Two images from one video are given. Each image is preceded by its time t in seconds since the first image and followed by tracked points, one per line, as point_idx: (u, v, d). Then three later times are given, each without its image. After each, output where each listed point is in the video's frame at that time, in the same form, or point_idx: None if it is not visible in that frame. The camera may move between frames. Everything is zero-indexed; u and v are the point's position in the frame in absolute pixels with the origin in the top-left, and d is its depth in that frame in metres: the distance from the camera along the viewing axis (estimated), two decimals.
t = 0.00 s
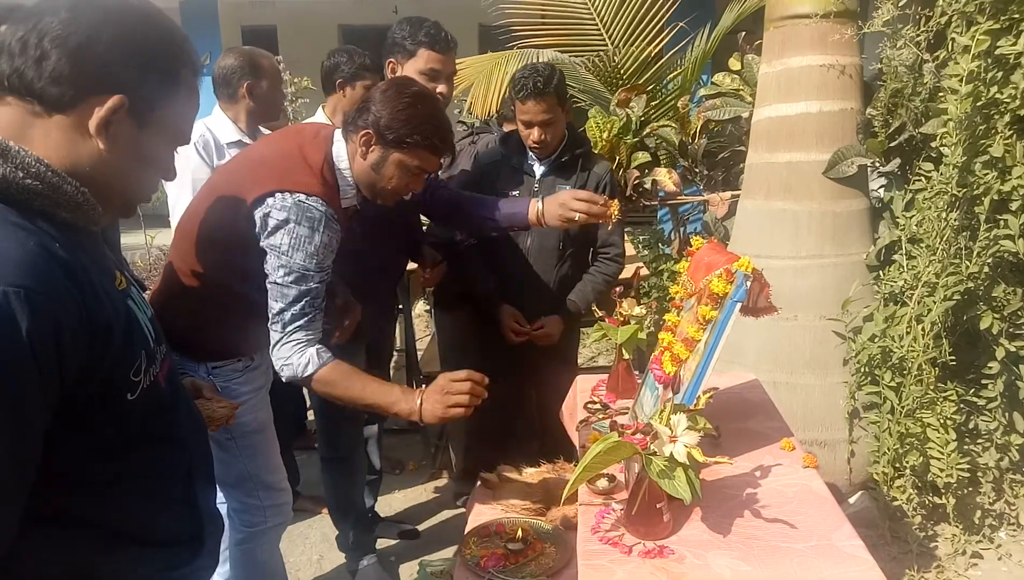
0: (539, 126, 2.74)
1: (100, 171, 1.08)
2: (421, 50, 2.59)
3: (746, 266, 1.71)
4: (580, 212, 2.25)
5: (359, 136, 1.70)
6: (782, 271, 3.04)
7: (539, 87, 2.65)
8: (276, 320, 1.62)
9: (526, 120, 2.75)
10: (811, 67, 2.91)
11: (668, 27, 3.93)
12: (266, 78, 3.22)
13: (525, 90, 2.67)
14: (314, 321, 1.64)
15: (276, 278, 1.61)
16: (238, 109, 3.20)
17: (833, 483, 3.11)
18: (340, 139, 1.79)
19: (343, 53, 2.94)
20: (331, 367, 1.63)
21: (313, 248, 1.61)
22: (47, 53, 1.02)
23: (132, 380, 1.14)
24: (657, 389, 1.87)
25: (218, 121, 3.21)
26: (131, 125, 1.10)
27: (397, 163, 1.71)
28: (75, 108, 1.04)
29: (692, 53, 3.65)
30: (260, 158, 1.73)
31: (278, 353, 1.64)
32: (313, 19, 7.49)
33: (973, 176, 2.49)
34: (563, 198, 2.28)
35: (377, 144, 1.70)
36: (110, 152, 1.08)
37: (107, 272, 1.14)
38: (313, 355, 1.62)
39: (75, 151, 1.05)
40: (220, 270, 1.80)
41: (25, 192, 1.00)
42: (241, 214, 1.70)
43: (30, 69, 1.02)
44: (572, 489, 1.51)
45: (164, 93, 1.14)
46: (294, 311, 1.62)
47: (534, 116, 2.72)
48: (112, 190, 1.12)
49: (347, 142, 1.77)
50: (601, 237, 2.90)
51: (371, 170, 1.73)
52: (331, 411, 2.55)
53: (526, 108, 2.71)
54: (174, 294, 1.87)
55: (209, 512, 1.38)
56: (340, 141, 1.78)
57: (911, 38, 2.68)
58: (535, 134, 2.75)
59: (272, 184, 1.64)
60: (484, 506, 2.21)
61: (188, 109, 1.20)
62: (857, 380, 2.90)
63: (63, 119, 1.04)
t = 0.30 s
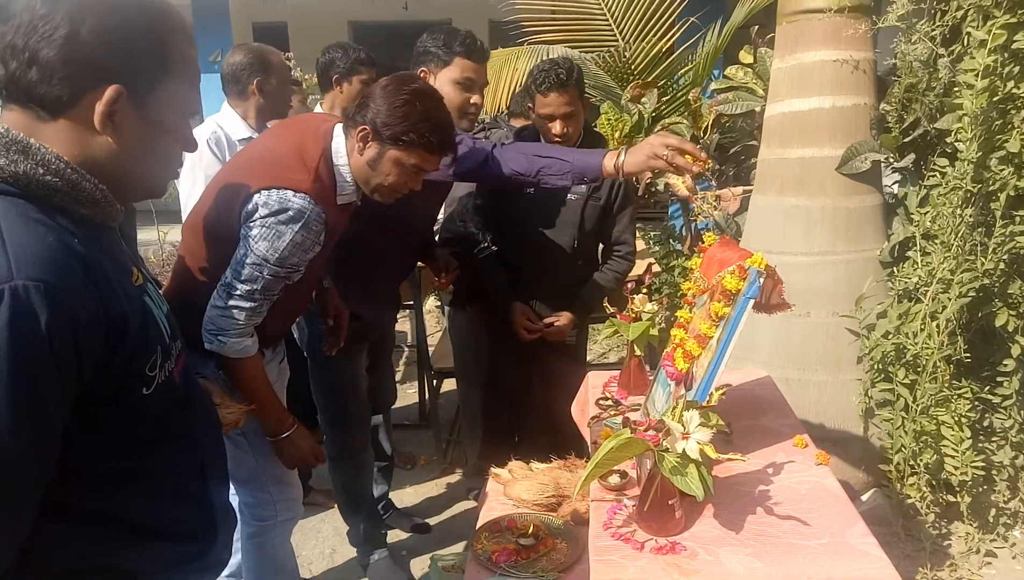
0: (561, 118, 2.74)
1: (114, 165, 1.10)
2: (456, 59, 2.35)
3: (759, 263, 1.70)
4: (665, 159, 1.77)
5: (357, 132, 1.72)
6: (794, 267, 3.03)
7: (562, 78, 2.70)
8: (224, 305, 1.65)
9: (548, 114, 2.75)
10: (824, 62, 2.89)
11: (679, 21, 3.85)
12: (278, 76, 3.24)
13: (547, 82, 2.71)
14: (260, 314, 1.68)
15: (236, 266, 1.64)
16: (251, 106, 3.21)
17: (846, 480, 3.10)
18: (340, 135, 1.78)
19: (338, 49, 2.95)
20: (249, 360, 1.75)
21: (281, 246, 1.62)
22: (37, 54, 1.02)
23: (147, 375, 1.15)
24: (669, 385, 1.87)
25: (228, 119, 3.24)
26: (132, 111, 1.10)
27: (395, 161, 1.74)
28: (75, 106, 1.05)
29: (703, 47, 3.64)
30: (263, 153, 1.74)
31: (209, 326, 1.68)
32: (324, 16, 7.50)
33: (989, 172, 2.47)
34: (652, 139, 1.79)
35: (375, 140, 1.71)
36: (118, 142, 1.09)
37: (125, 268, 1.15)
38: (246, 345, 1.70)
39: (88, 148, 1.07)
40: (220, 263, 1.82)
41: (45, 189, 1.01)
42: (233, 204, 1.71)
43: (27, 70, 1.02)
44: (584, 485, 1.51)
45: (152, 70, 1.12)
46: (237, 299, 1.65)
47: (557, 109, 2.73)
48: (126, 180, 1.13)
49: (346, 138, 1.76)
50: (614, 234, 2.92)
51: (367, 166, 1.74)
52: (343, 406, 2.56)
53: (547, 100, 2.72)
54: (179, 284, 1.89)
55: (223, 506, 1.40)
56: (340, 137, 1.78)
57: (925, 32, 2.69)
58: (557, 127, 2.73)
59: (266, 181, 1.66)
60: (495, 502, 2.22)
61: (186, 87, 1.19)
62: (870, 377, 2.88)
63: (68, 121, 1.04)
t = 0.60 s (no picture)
0: (557, 111, 2.72)
1: (113, 152, 1.09)
2: (469, 56, 2.32)
3: (763, 259, 1.73)
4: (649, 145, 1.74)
5: (318, 100, 1.74)
6: (797, 265, 3.02)
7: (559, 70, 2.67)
8: (203, 282, 1.66)
9: (543, 105, 2.73)
10: (830, 60, 2.88)
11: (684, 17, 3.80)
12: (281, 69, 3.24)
13: (545, 74, 2.69)
14: (236, 289, 1.68)
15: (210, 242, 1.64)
16: (254, 100, 3.21)
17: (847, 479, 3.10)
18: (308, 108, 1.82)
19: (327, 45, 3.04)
20: (231, 342, 1.74)
21: (248, 215, 1.61)
22: (28, 44, 1.00)
23: (150, 367, 1.15)
24: (671, 382, 1.86)
25: (231, 112, 3.25)
26: (131, 99, 1.09)
27: (356, 127, 1.72)
28: (71, 95, 1.03)
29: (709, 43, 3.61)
30: (237, 132, 1.78)
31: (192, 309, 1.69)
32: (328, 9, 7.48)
33: (995, 171, 2.47)
34: (633, 130, 1.75)
35: (335, 107, 1.72)
36: (116, 129, 1.08)
37: (128, 259, 1.14)
38: (227, 324, 1.70)
39: (89, 138, 1.06)
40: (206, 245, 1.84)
41: (49, 181, 1.01)
42: (207, 182, 1.74)
43: (21, 62, 1.01)
44: (586, 481, 1.51)
45: (142, 53, 1.09)
46: (214, 275, 1.65)
47: (553, 102, 2.71)
48: (132, 165, 1.13)
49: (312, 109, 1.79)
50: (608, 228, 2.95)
51: (331, 134, 1.75)
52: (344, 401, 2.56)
53: (545, 92, 2.71)
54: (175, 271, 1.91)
55: (226, 499, 1.40)
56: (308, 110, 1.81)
57: (932, 30, 2.69)
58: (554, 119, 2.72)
59: (232, 154, 1.69)
60: (496, 497, 2.22)
61: (180, 68, 1.17)
62: (873, 375, 2.88)
63: (64, 111, 1.04)
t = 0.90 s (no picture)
0: (543, 116, 2.75)
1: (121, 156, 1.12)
2: (468, 59, 2.33)
3: (764, 262, 1.74)
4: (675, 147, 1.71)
5: (256, 70, 1.88)
6: (798, 267, 3.03)
7: (543, 75, 2.69)
8: (167, 254, 1.69)
9: (529, 109, 2.75)
10: (831, 62, 2.89)
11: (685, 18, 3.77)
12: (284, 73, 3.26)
13: (530, 78, 2.72)
14: (202, 255, 1.71)
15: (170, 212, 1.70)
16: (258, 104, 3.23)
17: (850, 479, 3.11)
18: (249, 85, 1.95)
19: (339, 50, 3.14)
20: (205, 309, 1.76)
21: (204, 177, 1.69)
22: (40, 57, 1.01)
23: (156, 370, 1.16)
24: (674, 383, 1.87)
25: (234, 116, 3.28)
26: (142, 103, 1.11)
27: (293, 83, 1.85)
28: (84, 106, 1.05)
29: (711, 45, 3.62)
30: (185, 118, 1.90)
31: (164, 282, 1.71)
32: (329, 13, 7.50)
33: (996, 173, 2.48)
34: (666, 127, 1.73)
35: (271, 70, 1.86)
36: (131, 134, 1.11)
37: (132, 264, 1.16)
38: (198, 292, 1.73)
39: (99, 144, 1.09)
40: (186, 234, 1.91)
41: (54, 188, 1.03)
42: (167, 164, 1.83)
43: (33, 76, 1.01)
44: (590, 482, 1.52)
45: (150, 60, 1.11)
46: (180, 242, 1.69)
47: (539, 107, 2.73)
48: (141, 165, 1.16)
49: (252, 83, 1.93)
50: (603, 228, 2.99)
51: (274, 97, 1.88)
52: (349, 404, 2.58)
53: (531, 98, 2.73)
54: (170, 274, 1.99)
55: (232, 500, 1.41)
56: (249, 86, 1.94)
57: (932, 33, 2.69)
58: (541, 124, 2.74)
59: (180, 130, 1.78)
60: (501, 498, 2.23)
61: (183, 68, 1.19)
62: (874, 376, 2.88)
63: (76, 120, 1.05)
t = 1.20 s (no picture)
0: (535, 111, 2.77)
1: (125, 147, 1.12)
2: (470, 51, 2.33)
3: (765, 256, 1.74)
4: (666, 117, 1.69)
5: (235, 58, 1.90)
6: (799, 262, 3.03)
7: (535, 71, 2.69)
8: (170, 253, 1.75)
9: (521, 105, 2.77)
10: (833, 57, 2.89)
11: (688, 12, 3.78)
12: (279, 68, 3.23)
13: (522, 75, 2.69)
14: (204, 250, 1.77)
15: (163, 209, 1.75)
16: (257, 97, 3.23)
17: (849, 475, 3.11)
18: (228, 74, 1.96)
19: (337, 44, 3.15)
20: (217, 308, 1.82)
21: (184, 173, 1.72)
22: (46, 49, 1.01)
23: (161, 364, 1.16)
24: (673, 378, 1.87)
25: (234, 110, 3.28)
26: (145, 97, 1.11)
27: (273, 68, 1.86)
28: (88, 98, 1.05)
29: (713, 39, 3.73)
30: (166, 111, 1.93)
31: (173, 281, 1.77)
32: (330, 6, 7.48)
33: (997, 168, 2.48)
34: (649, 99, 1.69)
35: (250, 57, 1.87)
36: (134, 128, 1.11)
37: (136, 257, 1.16)
38: (208, 290, 1.79)
39: (103, 137, 1.09)
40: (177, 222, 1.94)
41: (59, 181, 1.03)
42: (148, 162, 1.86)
43: (36, 68, 1.01)
44: (588, 477, 1.52)
45: (154, 54, 1.11)
46: (180, 239, 1.74)
47: (532, 103, 2.75)
48: (143, 160, 1.16)
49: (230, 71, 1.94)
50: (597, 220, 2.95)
51: (254, 84, 1.89)
52: (350, 399, 2.58)
53: (525, 94, 2.73)
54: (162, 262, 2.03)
55: (234, 494, 1.41)
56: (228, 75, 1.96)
57: (934, 27, 2.70)
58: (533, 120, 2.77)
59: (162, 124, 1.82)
60: (500, 493, 2.24)
61: (187, 62, 1.19)
62: (874, 372, 2.88)
63: (80, 112, 1.05)
